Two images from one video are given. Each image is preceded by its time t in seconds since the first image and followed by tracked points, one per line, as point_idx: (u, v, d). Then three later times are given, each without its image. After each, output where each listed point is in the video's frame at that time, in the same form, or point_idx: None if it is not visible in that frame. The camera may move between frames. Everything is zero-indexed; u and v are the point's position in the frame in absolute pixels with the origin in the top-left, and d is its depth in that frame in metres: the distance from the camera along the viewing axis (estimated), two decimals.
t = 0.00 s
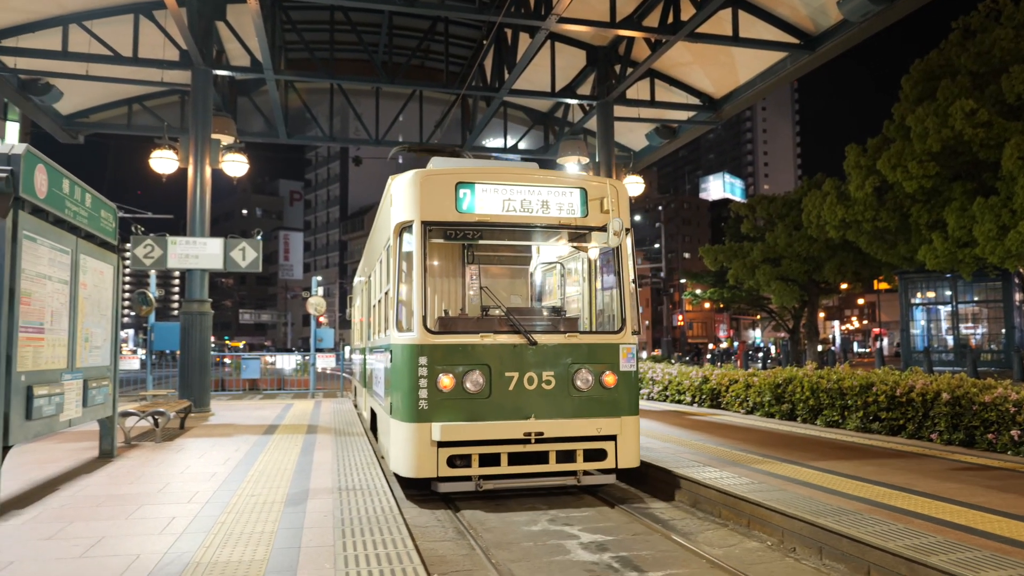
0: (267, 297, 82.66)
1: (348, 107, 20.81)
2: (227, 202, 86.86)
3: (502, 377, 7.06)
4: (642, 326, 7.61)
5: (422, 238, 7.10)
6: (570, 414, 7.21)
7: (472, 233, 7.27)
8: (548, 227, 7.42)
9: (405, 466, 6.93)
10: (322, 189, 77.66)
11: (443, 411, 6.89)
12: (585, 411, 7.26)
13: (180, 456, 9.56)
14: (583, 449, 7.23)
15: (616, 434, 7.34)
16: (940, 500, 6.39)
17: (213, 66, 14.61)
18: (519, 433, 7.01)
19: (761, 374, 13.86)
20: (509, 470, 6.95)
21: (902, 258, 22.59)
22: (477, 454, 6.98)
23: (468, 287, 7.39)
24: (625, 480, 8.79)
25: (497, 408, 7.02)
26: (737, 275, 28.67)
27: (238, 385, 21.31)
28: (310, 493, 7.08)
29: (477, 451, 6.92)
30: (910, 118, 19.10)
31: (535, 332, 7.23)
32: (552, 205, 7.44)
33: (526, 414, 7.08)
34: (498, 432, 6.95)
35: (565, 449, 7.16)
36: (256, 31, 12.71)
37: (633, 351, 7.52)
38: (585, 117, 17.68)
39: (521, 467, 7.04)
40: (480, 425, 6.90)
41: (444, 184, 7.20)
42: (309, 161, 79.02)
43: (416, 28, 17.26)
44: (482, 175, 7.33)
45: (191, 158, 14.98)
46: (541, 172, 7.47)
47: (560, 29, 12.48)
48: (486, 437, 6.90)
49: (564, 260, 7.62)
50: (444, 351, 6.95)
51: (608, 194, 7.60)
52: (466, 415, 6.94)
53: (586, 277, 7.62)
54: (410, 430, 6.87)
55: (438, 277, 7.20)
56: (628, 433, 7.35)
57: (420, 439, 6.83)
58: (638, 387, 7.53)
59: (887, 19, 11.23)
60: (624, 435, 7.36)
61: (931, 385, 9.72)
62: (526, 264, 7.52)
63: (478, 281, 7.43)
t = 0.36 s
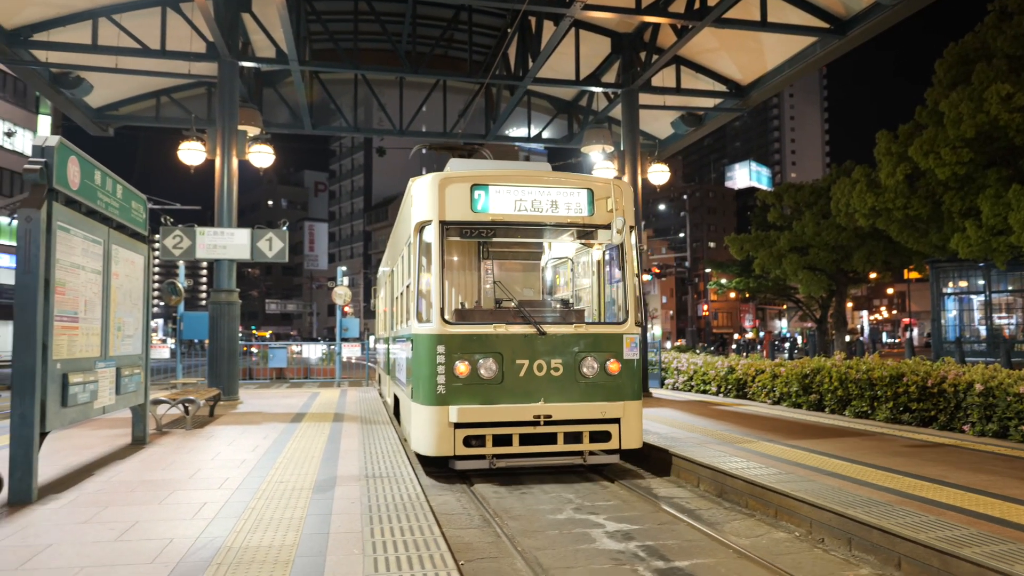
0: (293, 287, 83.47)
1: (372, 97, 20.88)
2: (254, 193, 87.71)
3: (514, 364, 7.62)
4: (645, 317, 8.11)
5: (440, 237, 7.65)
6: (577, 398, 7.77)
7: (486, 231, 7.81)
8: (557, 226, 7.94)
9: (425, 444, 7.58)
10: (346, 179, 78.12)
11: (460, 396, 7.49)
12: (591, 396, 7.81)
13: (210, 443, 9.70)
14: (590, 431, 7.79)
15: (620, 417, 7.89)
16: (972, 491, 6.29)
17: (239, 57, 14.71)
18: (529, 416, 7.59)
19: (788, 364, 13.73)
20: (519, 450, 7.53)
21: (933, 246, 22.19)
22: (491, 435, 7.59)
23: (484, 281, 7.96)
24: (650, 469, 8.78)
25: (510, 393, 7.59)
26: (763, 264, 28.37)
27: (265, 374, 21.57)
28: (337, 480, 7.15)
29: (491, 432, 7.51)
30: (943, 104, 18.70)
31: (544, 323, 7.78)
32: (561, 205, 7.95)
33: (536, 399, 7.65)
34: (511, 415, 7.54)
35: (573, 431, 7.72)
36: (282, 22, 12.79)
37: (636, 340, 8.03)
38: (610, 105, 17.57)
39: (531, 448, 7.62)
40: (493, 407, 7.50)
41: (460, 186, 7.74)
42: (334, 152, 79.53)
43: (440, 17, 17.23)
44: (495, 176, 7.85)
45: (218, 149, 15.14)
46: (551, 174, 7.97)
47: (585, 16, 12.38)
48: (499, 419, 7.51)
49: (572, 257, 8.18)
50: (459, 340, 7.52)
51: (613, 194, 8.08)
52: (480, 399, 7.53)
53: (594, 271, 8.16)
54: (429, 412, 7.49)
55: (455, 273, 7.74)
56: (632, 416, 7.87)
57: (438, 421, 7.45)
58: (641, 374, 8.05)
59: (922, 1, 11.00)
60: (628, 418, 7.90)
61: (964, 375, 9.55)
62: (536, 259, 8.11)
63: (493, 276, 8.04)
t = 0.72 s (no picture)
0: (316, 275, 84.12)
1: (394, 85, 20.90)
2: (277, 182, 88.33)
3: (524, 349, 8.12)
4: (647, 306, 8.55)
5: (456, 233, 8.15)
6: (583, 381, 8.26)
7: (498, 226, 8.30)
8: (564, 221, 8.38)
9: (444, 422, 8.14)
10: (368, 167, 78.39)
11: (474, 378, 8.02)
12: (597, 378, 8.30)
13: (237, 429, 9.83)
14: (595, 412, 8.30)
15: (624, 398, 8.38)
16: (1003, 480, 6.20)
17: (263, 46, 14.78)
18: (538, 397, 8.11)
19: (814, 351, 13.59)
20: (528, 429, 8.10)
21: (964, 232, 21.76)
22: (503, 414, 8.14)
23: (497, 271, 8.54)
24: (674, 456, 8.77)
25: (520, 376, 8.10)
26: (788, 251, 28.04)
27: (289, 361, 21.80)
28: (362, 465, 7.22)
29: (503, 412, 8.06)
30: (975, 86, 18.29)
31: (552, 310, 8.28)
32: (569, 201, 8.37)
33: (545, 381, 8.16)
34: (521, 396, 8.07)
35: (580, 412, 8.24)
36: (304, 10, 12.81)
37: (638, 328, 8.48)
38: (633, 90, 17.42)
39: (540, 427, 8.21)
40: (505, 389, 8.03)
41: (474, 185, 8.20)
42: (356, 140, 79.81)
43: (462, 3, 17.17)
44: (507, 175, 8.30)
45: (242, 138, 15.26)
46: (560, 173, 8.39)
47: None
48: (511, 400, 8.04)
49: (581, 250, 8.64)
50: (473, 327, 8.04)
51: (619, 191, 8.48)
52: (493, 381, 8.06)
53: (601, 263, 8.62)
54: (446, 393, 8.05)
55: (469, 264, 8.29)
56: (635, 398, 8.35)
57: (455, 401, 8.01)
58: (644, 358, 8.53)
59: None
60: (632, 399, 8.39)
61: (995, 363, 9.39)
62: (547, 251, 8.70)
63: (506, 267, 8.57)
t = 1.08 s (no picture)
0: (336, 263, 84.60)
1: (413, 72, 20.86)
2: (297, 171, 88.76)
3: (533, 334, 8.72)
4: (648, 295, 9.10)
5: (470, 227, 8.78)
6: (588, 364, 8.84)
7: (509, 220, 8.89)
8: (571, 215, 8.96)
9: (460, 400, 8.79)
10: (387, 155, 78.56)
11: (487, 361, 8.63)
12: (601, 362, 8.88)
13: (261, 415, 9.94)
14: (599, 392, 8.87)
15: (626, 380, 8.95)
16: None
17: (282, 34, 14.82)
18: (546, 379, 8.72)
19: (837, 337, 13.45)
20: (537, 408, 8.66)
21: (992, 217, 21.35)
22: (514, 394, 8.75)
23: (509, 262, 9.03)
24: (695, 442, 8.76)
25: (529, 359, 8.70)
26: (810, 237, 27.74)
27: (311, 348, 21.99)
28: (385, 451, 7.28)
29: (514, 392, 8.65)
30: (1004, 67, 17.89)
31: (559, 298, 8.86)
32: (575, 197, 8.97)
33: (552, 364, 8.74)
34: (530, 377, 8.68)
35: (585, 392, 8.82)
36: None
37: (640, 315, 9.02)
38: (653, 75, 17.27)
39: (549, 407, 8.76)
40: (516, 371, 8.64)
41: (486, 183, 8.84)
42: (375, 128, 79.94)
43: None
44: (518, 173, 8.92)
45: (263, 127, 15.34)
46: (567, 170, 8.98)
47: None
48: (521, 381, 8.65)
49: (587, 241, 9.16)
50: (487, 313, 8.65)
51: (622, 186, 9.04)
52: (504, 363, 8.66)
53: (606, 254, 9.11)
54: (461, 374, 8.73)
55: (482, 256, 8.86)
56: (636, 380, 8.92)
57: (469, 381, 8.64)
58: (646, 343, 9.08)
59: None
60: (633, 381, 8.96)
61: None
62: (555, 242, 9.10)
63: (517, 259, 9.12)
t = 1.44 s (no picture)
0: (355, 252, 85.02)
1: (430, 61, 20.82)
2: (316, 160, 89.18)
3: (542, 322, 9.41)
4: (649, 284, 9.77)
5: (484, 222, 9.43)
6: (593, 348, 9.51)
7: (520, 216, 9.51)
8: (578, 210, 9.59)
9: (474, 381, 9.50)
10: (404, 144, 78.70)
11: (499, 346, 9.35)
12: (605, 347, 9.54)
13: (283, 402, 10.05)
14: (602, 374, 9.55)
15: (628, 364, 9.60)
16: None
17: (301, 23, 14.84)
18: (553, 362, 9.40)
19: (859, 326, 13.33)
20: (545, 389, 9.39)
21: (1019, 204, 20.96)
22: (524, 376, 9.45)
23: (521, 254, 9.63)
24: (715, 430, 8.74)
25: (538, 344, 9.39)
26: (832, 224, 27.44)
27: (331, 336, 22.18)
28: (406, 438, 7.33)
29: (525, 373, 9.37)
30: None
31: (566, 288, 9.53)
32: (581, 194, 9.61)
33: (559, 349, 9.43)
34: (539, 361, 9.37)
35: (589, 374, 9.50)
36: None
37: (641, 303, 9.68)
38: (673, 61, 17.12)
39: (557, 388, 9.45)
40: (526, 355, 9.34)
41: (499, 181, 9.47)
42: (393, 117, 80.06)
43: None
44: (528, 172, 9.54)
45: (283, 116, 15.40)
46: (574, 168, 9.61)
47: None
48: (531, 364, 9.35)
49: (592, 234, 9.73)
50: (499, 302, 9.36)
51: (625, 184, 9.70)
52: (515, 348, 9.37)
53: (611, 246, 9.73)
54: (475, 359, 9.43)
55: (494, 248, 9.52)
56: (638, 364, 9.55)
57: (483, 364, 9.36)
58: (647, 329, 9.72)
59: None
60: (635, 365, 9.60)
61: None
62: (564, 236, 9.70)
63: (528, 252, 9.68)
